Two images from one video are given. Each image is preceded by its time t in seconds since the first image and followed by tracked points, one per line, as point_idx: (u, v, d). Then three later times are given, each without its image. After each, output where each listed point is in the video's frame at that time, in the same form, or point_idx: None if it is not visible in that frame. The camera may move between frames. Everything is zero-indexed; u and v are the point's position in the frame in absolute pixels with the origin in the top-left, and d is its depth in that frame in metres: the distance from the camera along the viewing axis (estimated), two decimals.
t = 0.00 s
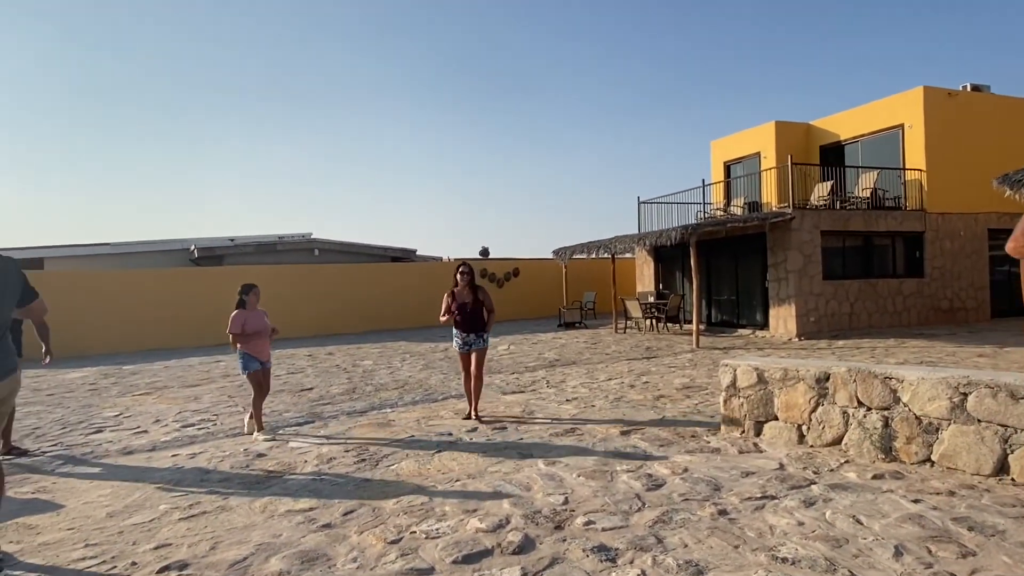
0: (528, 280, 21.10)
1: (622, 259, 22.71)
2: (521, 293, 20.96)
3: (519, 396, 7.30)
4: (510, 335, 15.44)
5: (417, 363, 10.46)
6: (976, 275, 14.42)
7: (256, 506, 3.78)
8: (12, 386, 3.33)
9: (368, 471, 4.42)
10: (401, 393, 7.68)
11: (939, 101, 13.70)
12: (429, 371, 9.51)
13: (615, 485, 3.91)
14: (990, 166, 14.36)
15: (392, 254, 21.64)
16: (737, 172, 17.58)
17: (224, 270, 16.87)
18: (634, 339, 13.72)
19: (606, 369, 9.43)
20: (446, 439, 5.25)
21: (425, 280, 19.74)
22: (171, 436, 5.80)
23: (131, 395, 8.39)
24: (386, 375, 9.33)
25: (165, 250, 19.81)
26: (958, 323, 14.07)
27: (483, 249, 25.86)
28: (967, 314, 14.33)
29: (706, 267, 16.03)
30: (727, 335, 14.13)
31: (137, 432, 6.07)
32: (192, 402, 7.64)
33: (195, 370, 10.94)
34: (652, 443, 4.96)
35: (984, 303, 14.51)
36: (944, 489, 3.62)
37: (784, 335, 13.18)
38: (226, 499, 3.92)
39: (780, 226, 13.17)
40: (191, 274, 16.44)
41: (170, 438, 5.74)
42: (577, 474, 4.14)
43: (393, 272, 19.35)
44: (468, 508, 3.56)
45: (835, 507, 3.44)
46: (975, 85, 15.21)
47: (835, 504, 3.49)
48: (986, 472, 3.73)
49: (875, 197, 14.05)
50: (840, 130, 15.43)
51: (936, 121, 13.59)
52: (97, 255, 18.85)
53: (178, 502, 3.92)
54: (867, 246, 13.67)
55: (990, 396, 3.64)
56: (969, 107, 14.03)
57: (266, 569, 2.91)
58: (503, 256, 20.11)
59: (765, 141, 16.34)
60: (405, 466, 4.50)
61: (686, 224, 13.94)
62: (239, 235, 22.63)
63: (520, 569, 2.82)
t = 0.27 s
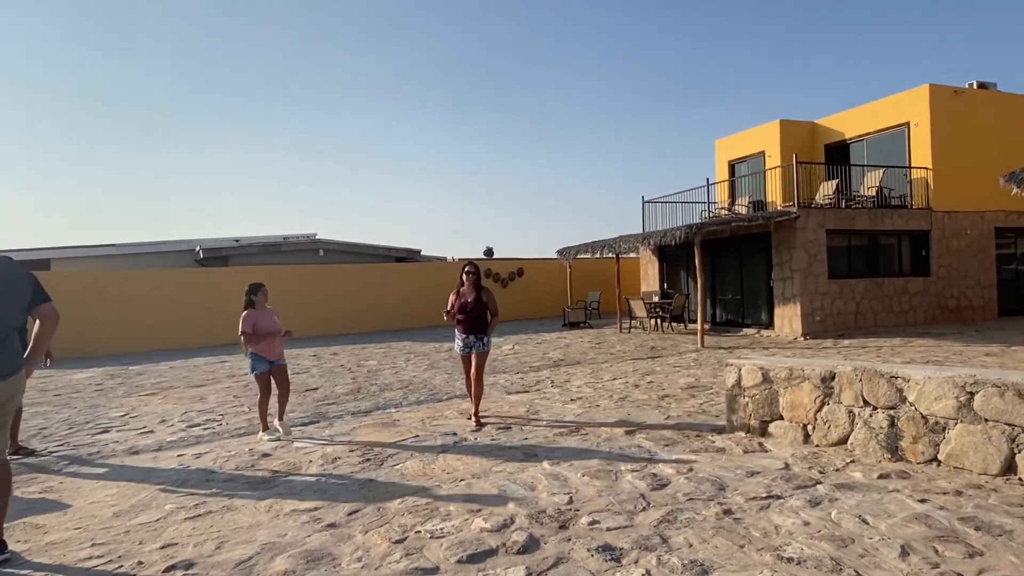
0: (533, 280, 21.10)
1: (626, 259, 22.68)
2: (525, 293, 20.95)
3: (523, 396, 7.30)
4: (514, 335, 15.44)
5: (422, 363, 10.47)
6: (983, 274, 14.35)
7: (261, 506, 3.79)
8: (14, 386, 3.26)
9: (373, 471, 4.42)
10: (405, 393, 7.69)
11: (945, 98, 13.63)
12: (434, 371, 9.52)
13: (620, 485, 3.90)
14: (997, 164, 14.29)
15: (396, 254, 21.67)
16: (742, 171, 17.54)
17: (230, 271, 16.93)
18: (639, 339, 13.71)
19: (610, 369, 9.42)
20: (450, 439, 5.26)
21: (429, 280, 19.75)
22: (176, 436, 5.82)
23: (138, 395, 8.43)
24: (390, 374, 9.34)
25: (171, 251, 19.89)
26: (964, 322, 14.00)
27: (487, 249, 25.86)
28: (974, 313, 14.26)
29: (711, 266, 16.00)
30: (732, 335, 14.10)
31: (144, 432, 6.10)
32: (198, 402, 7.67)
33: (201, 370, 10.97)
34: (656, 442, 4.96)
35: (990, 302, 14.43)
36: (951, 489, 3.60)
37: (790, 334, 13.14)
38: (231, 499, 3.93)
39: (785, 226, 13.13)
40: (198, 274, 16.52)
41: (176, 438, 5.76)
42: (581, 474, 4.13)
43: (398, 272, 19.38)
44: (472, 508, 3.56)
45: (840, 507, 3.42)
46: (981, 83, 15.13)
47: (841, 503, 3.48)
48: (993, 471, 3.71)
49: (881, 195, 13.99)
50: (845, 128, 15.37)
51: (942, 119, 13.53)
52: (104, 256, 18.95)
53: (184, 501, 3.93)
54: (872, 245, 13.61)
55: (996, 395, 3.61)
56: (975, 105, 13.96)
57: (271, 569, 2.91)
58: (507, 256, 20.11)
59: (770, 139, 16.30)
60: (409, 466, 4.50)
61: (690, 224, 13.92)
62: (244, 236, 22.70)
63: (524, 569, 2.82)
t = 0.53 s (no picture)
0: (536, 278, 21.09)
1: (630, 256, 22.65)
2: (528, 291, 20.94)
3: (527, 393, 7.31)
4: (518, 333, 15.44)
5: (426, 361, 10.48)
6: (988, 271, 14.29)
7: (266, 502, 3.80)
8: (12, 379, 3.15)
9: (378, 468, 4.43)
10: (410, 391, 7.71)
11: (951, 94, 13.57)
12: (438, 368, 9.53)
13: (624, 481, 3.90)
14: (1003, 160, 14.22)
15: (400, 253, 21.69)
16: (746, 168, 17.50)
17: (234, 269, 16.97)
18: (643, 337, 13.70)
19: (614, 366, 9.41)
20: (454, 436, 5.26)
21: (433, 278, 19.77)
22: (182, 433, 5.84)
23: (143, 393, 8.47)
24: (394, 372, 9.35)
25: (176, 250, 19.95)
26: (970, 319, 13.95)
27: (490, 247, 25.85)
28: (979, 310, 14.20)
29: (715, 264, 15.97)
30: (736, 332, 14.07)
31: (149, 429, 6.12)
32: (203, 399, 7.70)
33: (205, 368, 11.02)
34: (661, 439, 4.95)
35: (996, 299, 14.37)
36: (957, 485, 3.59)
37: (794, 331, 13.11)
38: (236, 495, 3.94)
39: (789, 223, 13.09)
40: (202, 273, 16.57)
41: (181, 435, 5.78)
42: (586, 471, 4.13)
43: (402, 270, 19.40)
44: (477, 505, 3.57)
45: (845, 504, 3.41)
46: (987, 78, 15.05)
47: (846, 500, 3.47)
48: (999, 468, 3.69)
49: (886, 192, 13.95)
50: (850, 125, 15.32)
51: (948, 115, 13.47)
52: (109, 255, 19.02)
53: (189, 498, 3.95)
54: (877, 242, 13.57)
55: (1003, 391, 3.60)
56: (981, 101, 13.90)
57: (277, 565, 2.93)
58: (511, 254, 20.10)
59: (774, 136, 16.25)
60: (414, 463, 4.51)
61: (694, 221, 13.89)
62: (249, 234, 22.74)
63: (529, 564, 2.82)
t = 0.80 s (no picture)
0: (539, 274, 21.08)
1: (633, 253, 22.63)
2: (531, 288, 20.93)
3: (530, 389, 7.32)
4: (520, 329, 15.44)
5: (428, 357, 10.49)
6: (993, 267, 14.24)
7: (269, 497, 3.81)
8: None
9: (381, 464, 4.44)
10: (412, 387, 7.71)
11: (955, 89, 13.50)
12: (440, 365, 9.54)
13: (627, 476, 3.90)
14: (1007, 155, 14.16)
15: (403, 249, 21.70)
16: (749, 164, 17.46)
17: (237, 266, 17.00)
18: (645, 333, 13.69)
19: (617, 362, 9.41)
20: (457, 431, 5.27)
21: (435, 275, 19.77)
22: (186, 429, 5.86)
23: (146, 389, 8.49)
24: (396, 368, 9.37)
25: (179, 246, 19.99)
26: (974, 315, 13.90)
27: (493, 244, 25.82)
28: (983, 307, 14.16)
29: (718, 260, 15.94)
30: (739, 329, 14.05)
31: (153, 424, 6.14)
32: (206, 395, 7.71)
33: (208, 364, 11.04)
34: (664, 434, 4.95)
35: (1000, 295, 14.32)
36: (961, 480, 3.58)
37: (797, 327, 13.09)
38: (240, 491, 3.95)
39: (792, 218, 13.06)
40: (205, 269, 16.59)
41: (185, 431, 5.80)
42: (589, 465, 4.14)
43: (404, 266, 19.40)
44: (480, 499, 3.57)
45: (848, 498, 3.41)
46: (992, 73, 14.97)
47: (849, 494, 3.47)
48: (1004, 462, 3.68)
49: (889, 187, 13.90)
50: (854, 120, 15.27)
51: (952, 111, 13.40)
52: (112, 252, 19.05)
53: (193, 493, 3.95)
54: (881, 238, 13.53)
55: (1007, 385, 3.59)
56: (986, 96, 13.83)
57: (281, 558, 2.93)
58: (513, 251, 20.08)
59: (778, 132, 16.20)
60: (417, 457, 4.52)
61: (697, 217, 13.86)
62: (251, 231, 22.75)
63: (532, 558, 2.82)
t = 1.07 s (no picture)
0: (541, 271, 21.08)
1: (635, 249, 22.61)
2: (533, 284, 20.94)
3: (532, 386, 7.32)
4: (523, 326, 15.44)
5: (431, 354, 10.51)
6: (996, 263, 14.20)
7: (272, 493, 3.82)
8: None
9: (383, 459, 4.45)
10: (415, 383, 7.72)
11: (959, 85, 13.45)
12: (442, 361, 9.55)
13: (629, 472, 3.91)
14: (1011, 151, 14.12)
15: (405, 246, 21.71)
16: (751, 160, 17.43)
17: (240, 263, 17.01)
18: (648, 330, 13.68)
19: (619, 359, 9.42)
20: (460, 428, 5.28)
21: (437, 272, 19.77)
22: (189, 425, 5.87)
23: (150, 385, 8.52)
24: (399, 365, 9.38)
25: (182, 243, 20.02)
26: (977, 311, 13.88)
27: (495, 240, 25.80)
28: (986, 303, 14.14)
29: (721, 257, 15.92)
30: (742, 325, 14.05)
31: (156, 421, 6.16)
32: (209, 392, 7.74)
33: (211, 361, 11.07)
34: (666, 431, 4.96)
35: (1004, 291, 14.29)
36: (964, 476, 3.58)
37: (800, 324, 13.08)
38: (244, 486, 3.96)
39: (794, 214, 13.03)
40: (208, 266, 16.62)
41: (188, 427, 5.82)
42: (591, 462, 4.14)
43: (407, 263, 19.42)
44: (483, 495, 3.58)
45: (850, 494, 3.42)
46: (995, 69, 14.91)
47: (851, 490, 3.48)
48: (1007, 459, 3.67)
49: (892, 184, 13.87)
50: (857, 116, 15.23)
51: (956, 107, 13.35)
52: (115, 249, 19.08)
53: (196, 488, 3.97)
54: (884, 234, 13.50)
55: (1010, 381, 3.58)
56: (989, 91, 13.78)
57: (284, 554, 2.94)
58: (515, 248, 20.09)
59: (780, 129, 16.17)
60: (420, 454, 4.53)
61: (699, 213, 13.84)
62: (254, 228, 22.76)
63: (535, 553, 2.83)
